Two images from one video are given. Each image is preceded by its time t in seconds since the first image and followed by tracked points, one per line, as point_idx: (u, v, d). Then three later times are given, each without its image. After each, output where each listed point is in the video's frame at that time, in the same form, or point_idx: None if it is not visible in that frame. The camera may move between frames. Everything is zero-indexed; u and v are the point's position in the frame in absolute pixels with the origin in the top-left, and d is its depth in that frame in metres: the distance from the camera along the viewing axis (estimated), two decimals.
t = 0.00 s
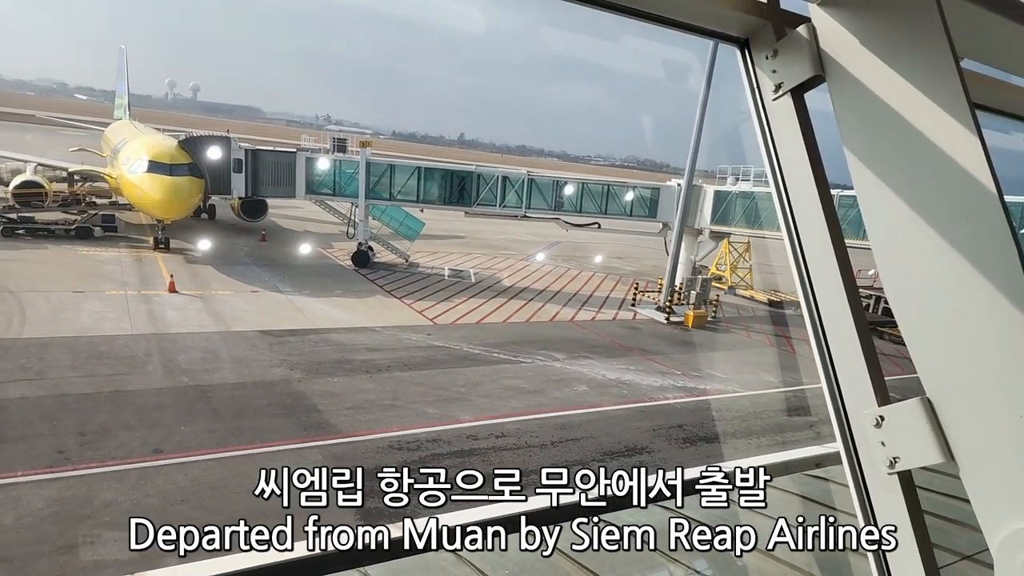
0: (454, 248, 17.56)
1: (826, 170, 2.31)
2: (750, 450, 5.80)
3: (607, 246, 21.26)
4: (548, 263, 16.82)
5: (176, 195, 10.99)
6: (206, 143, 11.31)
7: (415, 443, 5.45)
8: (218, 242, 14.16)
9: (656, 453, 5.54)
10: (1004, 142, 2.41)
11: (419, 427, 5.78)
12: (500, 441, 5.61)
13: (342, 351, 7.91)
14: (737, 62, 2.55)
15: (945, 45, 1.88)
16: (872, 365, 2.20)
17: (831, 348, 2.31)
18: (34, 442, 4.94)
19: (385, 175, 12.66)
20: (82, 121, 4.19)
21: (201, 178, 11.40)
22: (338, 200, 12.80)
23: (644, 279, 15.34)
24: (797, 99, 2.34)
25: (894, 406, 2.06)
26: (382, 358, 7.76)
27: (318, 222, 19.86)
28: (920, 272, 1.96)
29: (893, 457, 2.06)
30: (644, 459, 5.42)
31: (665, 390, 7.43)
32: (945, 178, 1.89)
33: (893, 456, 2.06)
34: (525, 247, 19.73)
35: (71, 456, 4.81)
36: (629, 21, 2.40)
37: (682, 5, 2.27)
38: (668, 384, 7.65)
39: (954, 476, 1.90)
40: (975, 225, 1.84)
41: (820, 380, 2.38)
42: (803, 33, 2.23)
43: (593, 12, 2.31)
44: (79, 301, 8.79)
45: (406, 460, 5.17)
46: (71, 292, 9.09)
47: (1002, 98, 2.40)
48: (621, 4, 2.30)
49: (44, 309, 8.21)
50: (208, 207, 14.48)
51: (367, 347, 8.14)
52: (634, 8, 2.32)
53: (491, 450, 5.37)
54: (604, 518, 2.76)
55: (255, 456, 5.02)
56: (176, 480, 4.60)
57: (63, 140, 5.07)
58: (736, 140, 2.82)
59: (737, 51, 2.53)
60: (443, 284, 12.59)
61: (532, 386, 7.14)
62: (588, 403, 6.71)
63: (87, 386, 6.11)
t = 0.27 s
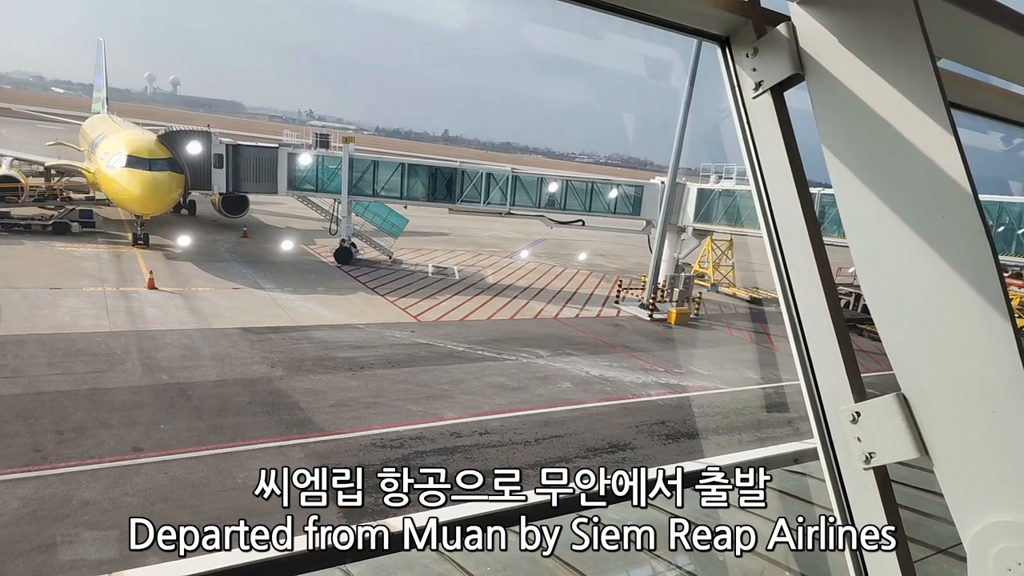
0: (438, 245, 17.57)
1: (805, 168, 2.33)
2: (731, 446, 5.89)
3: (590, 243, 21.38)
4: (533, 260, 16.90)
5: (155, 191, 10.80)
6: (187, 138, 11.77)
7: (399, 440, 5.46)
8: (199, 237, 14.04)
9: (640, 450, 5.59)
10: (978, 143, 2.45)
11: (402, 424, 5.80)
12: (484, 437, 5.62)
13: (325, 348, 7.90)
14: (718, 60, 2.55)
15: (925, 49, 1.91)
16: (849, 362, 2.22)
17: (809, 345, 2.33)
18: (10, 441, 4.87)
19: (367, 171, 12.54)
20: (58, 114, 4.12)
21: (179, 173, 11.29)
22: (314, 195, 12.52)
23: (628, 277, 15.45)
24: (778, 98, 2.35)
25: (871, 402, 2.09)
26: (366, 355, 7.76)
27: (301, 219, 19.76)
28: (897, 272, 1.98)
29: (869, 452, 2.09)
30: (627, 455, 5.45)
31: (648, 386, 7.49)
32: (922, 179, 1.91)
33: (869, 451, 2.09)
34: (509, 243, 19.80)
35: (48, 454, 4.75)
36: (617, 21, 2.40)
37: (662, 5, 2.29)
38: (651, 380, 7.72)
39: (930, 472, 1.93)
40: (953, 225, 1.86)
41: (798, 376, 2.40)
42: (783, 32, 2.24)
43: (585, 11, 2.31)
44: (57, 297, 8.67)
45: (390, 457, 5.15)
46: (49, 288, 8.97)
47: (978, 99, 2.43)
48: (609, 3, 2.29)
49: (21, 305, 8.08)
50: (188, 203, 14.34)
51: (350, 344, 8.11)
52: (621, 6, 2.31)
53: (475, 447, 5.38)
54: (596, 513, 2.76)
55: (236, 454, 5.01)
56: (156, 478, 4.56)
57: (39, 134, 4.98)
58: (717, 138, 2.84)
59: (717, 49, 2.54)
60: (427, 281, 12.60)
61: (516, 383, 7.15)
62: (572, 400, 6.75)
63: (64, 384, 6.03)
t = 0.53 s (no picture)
0: (425, 245, 17.69)
1: (787, 164, 2.34)
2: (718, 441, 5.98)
3: (576, 240, 21.56)
4: (520, 259, 17.09)
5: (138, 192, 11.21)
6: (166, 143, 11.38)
7: (387, 439, 5.56)
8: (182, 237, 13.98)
9: (628, 446, 5.63)
10: (957, 138, 2.47)
11: (389, 425, 5.90)
12: (474, 436, 5.69)
13: (312, 349, 7.97)
14: (700, 58, 2.56)
15: (901, 43, 1.91)
16: (831, 355, 2.23)
17: (792, 339, 2.35)
18: None
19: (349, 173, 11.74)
20: (36, 115, 4.07)
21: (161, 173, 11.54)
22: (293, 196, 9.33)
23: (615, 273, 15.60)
24: (759, 95, 2.35)
25: (853, 396, 2.10)
26: (353, 355, 7.84)
27: (285, 218, 19.78)
28: (877, 266, 2.00)
29: (852, 446, 2.10)
30: (615, 451, 5.49)
31: (635, 382, 7.58)
32: (899, 172, 1.93)
33: (851, 445, 2.11)
34: (495, 241, 19.94)
35: (32, 457, 4.73)
36: (603, 20, 2.42)
37: (648, 5, 2.29)
38: (638, 376, 7.86)
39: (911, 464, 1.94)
40: (930, 220, 1.88)
41: (782, 371, 2.42)
42: (763, 29, 2.25)
43: (573, 12, 2.32)
44: (39, 300, 8.63)
45: (378, 458, 5.20)
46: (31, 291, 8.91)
47: (959, 95, 2.44)
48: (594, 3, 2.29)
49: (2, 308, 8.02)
50: (171, 203, 14.30)
51: (337, 345, 8.23)
52: (605, 5, 2.31)
53: (464, 446, 5.46)
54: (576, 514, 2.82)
55: (223, 456, 5.05)
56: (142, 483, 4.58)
57: (20, 135, 4.95)
58: (700, 134, 2.85)
59: (699, 45, 2.55)
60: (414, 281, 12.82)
61: (504, 380, 7.27)
62: (561, 397, 6.79)
63: (48, 387, 6.01)
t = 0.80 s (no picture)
0: (404, 245, 17.76)
1: (758, 158, 2.36)
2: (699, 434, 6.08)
3: (555, 237, 21.75)
4: (499, 257, 17.22)
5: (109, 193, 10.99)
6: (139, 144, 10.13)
7: (369, 441, 5.64)
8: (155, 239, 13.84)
9: (611, 441, 5.75)
10: (924, 133, 2.51)
11: (370, 427, 5.99)
12: (457, 435, 5.79)
13: (291, 352, 8.02)
14: (672, 54, 2.58)
15: (866, 37, 1.92)
16: (804, 347, 2.25)
17: (765, 332, 2.37)
18: None
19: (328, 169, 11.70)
20: None
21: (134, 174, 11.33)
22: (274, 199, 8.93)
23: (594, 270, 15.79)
24: (730, 91, 2.37)
25: (827, 387, 2.13)
26: (333, 357, 7.91)
27: (261, 218, 19.66)
28: (847, 259, 2.03)
29: (826, 436, 2.13)
30: (597, 446, 5.61)
31: (615, 377, 7.68)
32: (868, 166, 1.95)
33: (826, 435, 2.13)
34: (475, 239, 20.05)
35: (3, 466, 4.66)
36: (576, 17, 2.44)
37: (631, 4, 2.31)
38: (620, 371, 7.93)
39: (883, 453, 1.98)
40: (898, 213, 1.91)
41: (756, 364, 2.45)
42: (732, 26, 2.27)
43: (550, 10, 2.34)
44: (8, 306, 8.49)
45: (360, 460, 5.33)
46: None
47: (926, 91, 2.48)
48: None
49: None
50: (143, 206, 14.15)
51: (316, 346, 8.32)
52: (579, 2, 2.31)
53: (447, 446, 5.55)
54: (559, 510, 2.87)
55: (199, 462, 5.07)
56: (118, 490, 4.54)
57: None
58: (673, 130, 2.87)
59: (671, 42, 2.57)
60: (393, 281, 13.00)
61: (488, 379, 7.51)
62: (542, 394, 6.87)
63: (19, 395, 5.93)
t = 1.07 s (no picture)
0: (369, 247, 17.77)
1: (714, 151, 2.38)
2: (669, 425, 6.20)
3: (521, 235, 21.99)
4: (466, 256, 17.34)
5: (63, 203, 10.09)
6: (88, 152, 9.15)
7: (340, 446, 5.72)
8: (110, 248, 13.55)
9: (584, 436, 5.91)
10: (873, 120, 2.57)
11: (341, 433, 6.04)
12: (429, 436, 5.92)
13: (256, 359, 8.29)
14: (627, 51, 2.58)
15: (815, 29, 1.93)
16: (764, 336, 2.28)
17: (726, 322, 2.39)
18: None
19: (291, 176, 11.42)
20: None
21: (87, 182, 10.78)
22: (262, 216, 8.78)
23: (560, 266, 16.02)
24: (684, 85, 2.39)
25: (787, 375, 2.16)
26: (300, 363, 8.11)
27: (221, 223, 19.38)
28: (803, 248, 2.06)
29: (788, 423, 2.16)
30: (570, 441, 5.77)
31: (586, 372, 7.83)
32: (822, 159, 1.98)
33: (787, 423, 2.16)
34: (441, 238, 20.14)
35: None
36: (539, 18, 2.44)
37: (598, 6, 2.31)
38: (590, 366, 8.09)
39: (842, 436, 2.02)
40: (849, 202, 1.94)
41: (718, 354, 2.47)
42: (685, 21, 2.28)
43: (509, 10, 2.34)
44: None
45: (331, 467, 5.38)
46: None
47: (875, 81, 2.52)
48: None
49: None
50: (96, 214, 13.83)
51: (282, 353, 8.54)
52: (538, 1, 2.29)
53: (418, 449, 5.63)
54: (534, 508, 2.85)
55: (164, 478, 5.05)
56: (80, 508, 4.44)
57: None
58: (630, 125, 2.88)
59: (623, 38, 2.57)
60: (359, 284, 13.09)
61: (456, 379, 7.62)
62: (512, 392, 6.98)
63: None
